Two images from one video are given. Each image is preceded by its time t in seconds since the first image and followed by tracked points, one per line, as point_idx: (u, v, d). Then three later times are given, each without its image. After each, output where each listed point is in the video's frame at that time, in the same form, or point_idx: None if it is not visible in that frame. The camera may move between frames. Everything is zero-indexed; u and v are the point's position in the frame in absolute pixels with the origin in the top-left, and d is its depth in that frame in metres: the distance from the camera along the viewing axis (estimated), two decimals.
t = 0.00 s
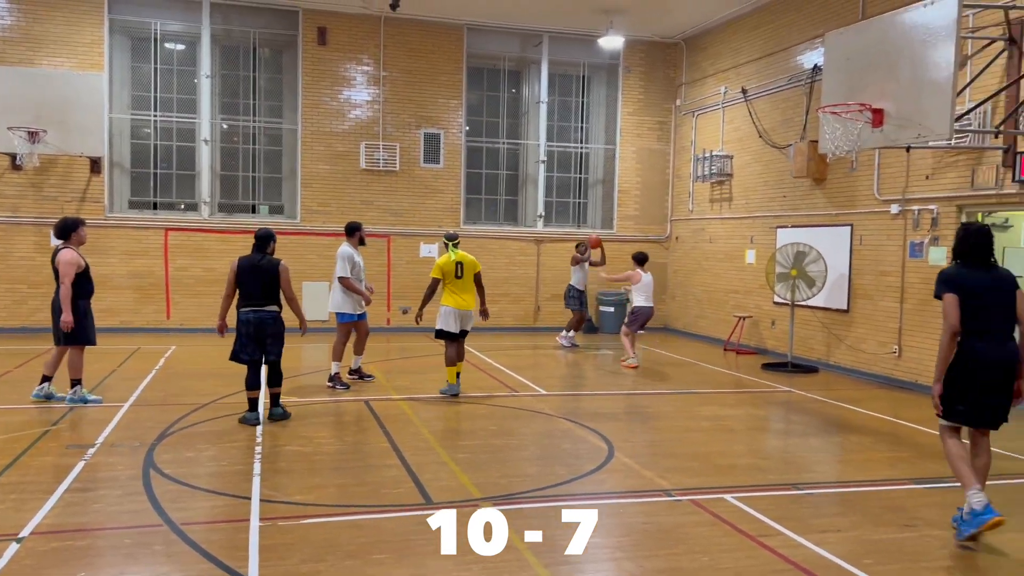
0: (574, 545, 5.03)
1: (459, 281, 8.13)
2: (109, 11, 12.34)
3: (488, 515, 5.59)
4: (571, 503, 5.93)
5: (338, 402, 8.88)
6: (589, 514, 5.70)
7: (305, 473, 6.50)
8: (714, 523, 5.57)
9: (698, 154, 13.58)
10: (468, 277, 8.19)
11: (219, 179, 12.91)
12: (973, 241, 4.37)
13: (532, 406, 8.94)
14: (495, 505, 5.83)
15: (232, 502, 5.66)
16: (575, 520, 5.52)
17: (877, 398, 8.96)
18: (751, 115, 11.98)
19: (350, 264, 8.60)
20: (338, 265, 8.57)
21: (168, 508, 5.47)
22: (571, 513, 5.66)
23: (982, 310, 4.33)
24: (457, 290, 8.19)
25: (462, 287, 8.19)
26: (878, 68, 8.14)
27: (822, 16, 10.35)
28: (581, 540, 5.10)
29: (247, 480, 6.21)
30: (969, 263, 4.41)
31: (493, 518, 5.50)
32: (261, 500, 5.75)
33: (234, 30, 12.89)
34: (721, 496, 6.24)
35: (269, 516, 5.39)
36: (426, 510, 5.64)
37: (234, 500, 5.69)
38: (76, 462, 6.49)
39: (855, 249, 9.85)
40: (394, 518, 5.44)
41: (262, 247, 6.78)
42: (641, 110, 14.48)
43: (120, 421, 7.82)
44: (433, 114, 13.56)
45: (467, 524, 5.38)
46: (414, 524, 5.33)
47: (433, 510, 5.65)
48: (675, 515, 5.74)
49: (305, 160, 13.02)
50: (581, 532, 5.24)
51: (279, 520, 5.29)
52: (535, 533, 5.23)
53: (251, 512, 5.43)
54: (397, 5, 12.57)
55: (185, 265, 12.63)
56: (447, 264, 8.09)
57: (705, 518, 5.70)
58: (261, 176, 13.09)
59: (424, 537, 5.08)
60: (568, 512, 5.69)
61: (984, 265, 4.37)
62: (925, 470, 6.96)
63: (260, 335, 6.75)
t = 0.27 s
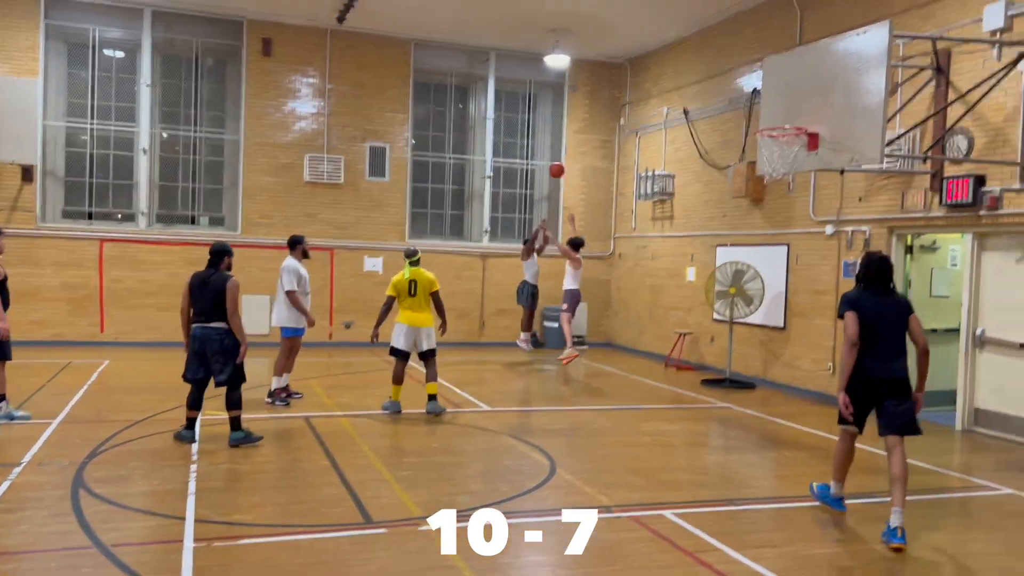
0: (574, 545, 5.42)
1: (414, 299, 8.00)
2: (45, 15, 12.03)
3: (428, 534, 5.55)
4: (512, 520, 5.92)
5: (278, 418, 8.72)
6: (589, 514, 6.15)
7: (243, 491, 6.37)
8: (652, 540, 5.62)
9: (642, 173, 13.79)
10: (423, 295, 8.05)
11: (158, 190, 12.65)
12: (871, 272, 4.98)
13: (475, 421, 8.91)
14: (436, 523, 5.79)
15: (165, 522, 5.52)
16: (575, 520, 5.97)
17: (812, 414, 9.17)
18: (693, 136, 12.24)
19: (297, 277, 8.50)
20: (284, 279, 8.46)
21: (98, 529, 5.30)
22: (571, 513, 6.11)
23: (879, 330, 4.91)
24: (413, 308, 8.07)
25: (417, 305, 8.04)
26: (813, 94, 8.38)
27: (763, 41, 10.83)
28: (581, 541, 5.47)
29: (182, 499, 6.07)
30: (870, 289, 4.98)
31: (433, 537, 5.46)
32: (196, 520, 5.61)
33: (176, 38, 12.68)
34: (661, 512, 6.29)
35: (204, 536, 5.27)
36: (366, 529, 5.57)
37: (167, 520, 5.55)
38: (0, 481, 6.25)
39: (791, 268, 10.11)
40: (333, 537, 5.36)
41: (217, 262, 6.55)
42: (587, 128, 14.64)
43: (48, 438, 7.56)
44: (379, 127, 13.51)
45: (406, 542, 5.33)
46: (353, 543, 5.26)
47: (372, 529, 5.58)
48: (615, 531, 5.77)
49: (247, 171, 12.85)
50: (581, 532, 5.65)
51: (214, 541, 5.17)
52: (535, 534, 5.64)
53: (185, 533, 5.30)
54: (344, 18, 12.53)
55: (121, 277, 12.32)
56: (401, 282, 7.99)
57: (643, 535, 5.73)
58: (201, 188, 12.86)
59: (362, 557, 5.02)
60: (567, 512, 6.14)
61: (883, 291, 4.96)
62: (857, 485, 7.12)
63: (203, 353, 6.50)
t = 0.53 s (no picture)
0: (574, 545, 5.97)
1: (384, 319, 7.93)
2: None
3: (372, 558, 5.48)
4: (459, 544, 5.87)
5: (221, 439, 8.53)
6: (587, 514, 6.74)
7: (183, 516, 6.21)
8: (598, 563, 5.61)
9: (592, 194, 13.96)
10: (388, 315, 7.93)
11: (98, 204, 12.35)
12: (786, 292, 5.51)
13: (423, 442, 8.84)
14: (380, 548, 5.71)
15: (100, 548, 5.36)
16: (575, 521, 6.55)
17: (755, 434, 9.30)
18: (641, 158, 12.52)
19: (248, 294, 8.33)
20: (235, 295, 8.28)
21: (28, 557, 5.12)
22: (573, 514, 6.69)
23: (790, 346, 5.42)
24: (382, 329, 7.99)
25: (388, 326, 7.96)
26: (756, 122, 8.56)
27: (710, 68, 11.24)
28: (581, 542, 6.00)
29: (118, 524, 5.89)
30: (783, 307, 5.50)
31: (377, 563, 5.39)
32: (132, 547, 5.46)
33: (120, 50, 12.44)
34: (608, 534, 6.29)
35: (139, 564, 5.12)
36: (308, 555, 5.47)
37: (102, 547, 5.38)
38: None
39: (736, 289, 10.40)
40: (274, 563, 5.26)
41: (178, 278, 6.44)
42: (537, 148, 14.76)
43: None
44: (329, 143, 13.42)
45: (350, 567, 5.27)
46: (295, 568, 5.18)
47: (315, 555, 5.49)
48: (561, 555, 5.76)
49: (191, 185, 12.61)
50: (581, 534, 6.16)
51: (150, 568, 5.03)
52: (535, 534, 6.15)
53: (120, 560, 5.15)
54: (294, 33, 12.46)
55: (58, 292, 11.98)
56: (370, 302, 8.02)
57: (589, 557, 5.72)
58: (144, 202, 12.58)
59: None
60: (569, 513, 6.72)
61: (794, 309, 5.51)
62: (798, 504, 7.20)
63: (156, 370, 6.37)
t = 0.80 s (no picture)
0: (574, 545, 6.18)
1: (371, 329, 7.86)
2: None
3: (326, 569, 5.42)
4: (414, 554, 5.82)
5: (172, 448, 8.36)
6: (586, 514, 7.00)
7: (131, 527, 6.07)
8: (553, 572, 5.61)
9: (551, 202, 14.06)
10: (368, 323, 7.88)
11: (47, 206, 12.06)
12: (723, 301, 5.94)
13: (379, 450, 8.77)
14: (333, 558, 5.64)
15: (44, 561, 5.22)
16: (575, 521, 6.80)
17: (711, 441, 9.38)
18: (600, 167, 12.64)
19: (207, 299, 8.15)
20: (193, 299, 8.12)
21: None
22: (573, 514, 6.95)
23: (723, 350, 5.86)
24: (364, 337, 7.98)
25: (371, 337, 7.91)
26: (711, 133, 8.67)
27: (666, 79, 11.39)
28: (580, 542, 6.24)
29: (62, 537, 5.73)
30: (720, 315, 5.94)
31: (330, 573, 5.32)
32: (76, 560, 5.31)
33: (71, 49, 12.18)
34: (563, 542, 6.28)
35: None
36: (260, 566, 5.38)
37: (45, 561, 5.23)
38: None
39: (692, 297, 10.58)
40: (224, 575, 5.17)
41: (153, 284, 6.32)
42: (497, 155, 14.82)
43: None
44: (286, 147, 13.32)
45: None
46: None
47: (267, 566, 5.40)
48: (516, 564, 5.74)
49: (144, 188, 12.41)
50: (580, 534, 6.38)
51: None
52: (535, 534, 6.40)
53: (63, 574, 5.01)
54: (251, 36, 12.37)
55: (3, 297, 11.66)
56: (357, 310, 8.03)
57: (546, 566, 5.71)
58: (95, 205, 12.32)
59: None
60: (570, 513, 6.98)
61: (732, 318, 5.93)
62: (752, 512, 7.23)
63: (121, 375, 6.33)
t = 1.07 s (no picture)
0: (574, 545, 6.30)
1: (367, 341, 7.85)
2: None
3: None
4: (375, 560, 5.77)
5: (128, 455, 8.19)
6: (587, 513, 7.12)
7: (83, 536, 5.93)
8: None
9: (515, 206, 14.10)
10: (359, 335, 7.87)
11: None
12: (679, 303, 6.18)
13: (339, 455, 8.68)
14: (292, 566, 5.56)
15: None
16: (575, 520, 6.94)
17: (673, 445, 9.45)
18: (563, 172, 12.68)
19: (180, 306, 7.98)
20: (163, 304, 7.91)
21: None
22: (573, 513, 7.08)
23: (674, 353, 6.07)
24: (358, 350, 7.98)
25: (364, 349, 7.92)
26: (672, 140, 8.75)
27: (628, 85, 11.48)
28: (579, 542, 6.36)
29: (11, 547, 5.58)
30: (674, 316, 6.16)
31: None
32: (25, 571, 5.18)
33: (24, 47, 11.92)
34: (525, 547, 6.26)
35: None
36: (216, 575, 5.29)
37: None
38: None
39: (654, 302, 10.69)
40: None
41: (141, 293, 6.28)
42: (460, 159, 14.84)
43: None
44: (247, 149, 13.19)
45: None
46: None
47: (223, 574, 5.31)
48: (478, 569, 5.71)
49: (99, 190, 12.20)
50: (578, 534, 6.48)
51: None
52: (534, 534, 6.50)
53: None
54: (210, 37, 12.24)
55: None
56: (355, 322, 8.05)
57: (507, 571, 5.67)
58: (49, 206, 12.05)
59: None
60: (571, 513, 7.10)
61: (687, 319, 6.14)
62: (713, 515, 7.24)
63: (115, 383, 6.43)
